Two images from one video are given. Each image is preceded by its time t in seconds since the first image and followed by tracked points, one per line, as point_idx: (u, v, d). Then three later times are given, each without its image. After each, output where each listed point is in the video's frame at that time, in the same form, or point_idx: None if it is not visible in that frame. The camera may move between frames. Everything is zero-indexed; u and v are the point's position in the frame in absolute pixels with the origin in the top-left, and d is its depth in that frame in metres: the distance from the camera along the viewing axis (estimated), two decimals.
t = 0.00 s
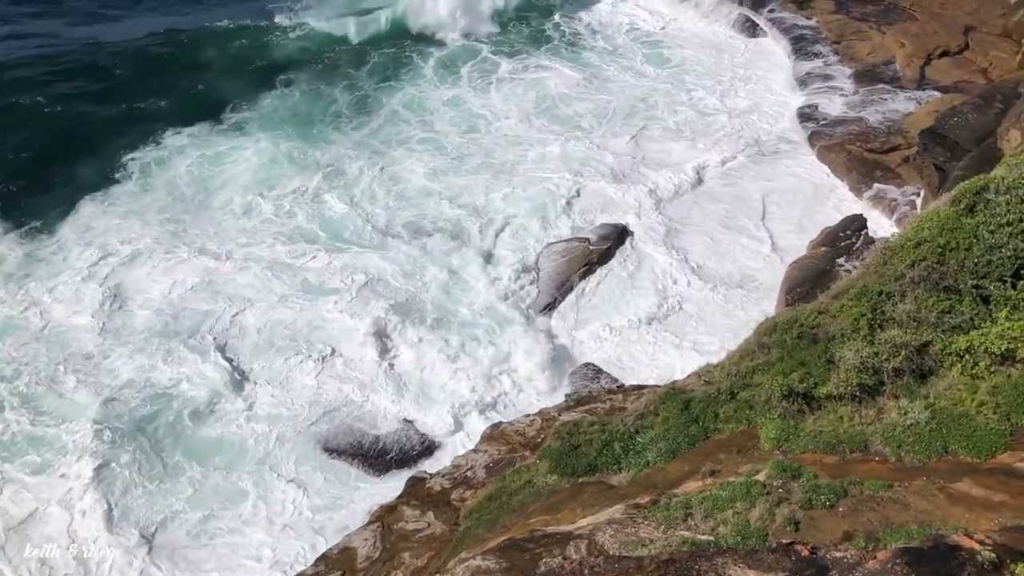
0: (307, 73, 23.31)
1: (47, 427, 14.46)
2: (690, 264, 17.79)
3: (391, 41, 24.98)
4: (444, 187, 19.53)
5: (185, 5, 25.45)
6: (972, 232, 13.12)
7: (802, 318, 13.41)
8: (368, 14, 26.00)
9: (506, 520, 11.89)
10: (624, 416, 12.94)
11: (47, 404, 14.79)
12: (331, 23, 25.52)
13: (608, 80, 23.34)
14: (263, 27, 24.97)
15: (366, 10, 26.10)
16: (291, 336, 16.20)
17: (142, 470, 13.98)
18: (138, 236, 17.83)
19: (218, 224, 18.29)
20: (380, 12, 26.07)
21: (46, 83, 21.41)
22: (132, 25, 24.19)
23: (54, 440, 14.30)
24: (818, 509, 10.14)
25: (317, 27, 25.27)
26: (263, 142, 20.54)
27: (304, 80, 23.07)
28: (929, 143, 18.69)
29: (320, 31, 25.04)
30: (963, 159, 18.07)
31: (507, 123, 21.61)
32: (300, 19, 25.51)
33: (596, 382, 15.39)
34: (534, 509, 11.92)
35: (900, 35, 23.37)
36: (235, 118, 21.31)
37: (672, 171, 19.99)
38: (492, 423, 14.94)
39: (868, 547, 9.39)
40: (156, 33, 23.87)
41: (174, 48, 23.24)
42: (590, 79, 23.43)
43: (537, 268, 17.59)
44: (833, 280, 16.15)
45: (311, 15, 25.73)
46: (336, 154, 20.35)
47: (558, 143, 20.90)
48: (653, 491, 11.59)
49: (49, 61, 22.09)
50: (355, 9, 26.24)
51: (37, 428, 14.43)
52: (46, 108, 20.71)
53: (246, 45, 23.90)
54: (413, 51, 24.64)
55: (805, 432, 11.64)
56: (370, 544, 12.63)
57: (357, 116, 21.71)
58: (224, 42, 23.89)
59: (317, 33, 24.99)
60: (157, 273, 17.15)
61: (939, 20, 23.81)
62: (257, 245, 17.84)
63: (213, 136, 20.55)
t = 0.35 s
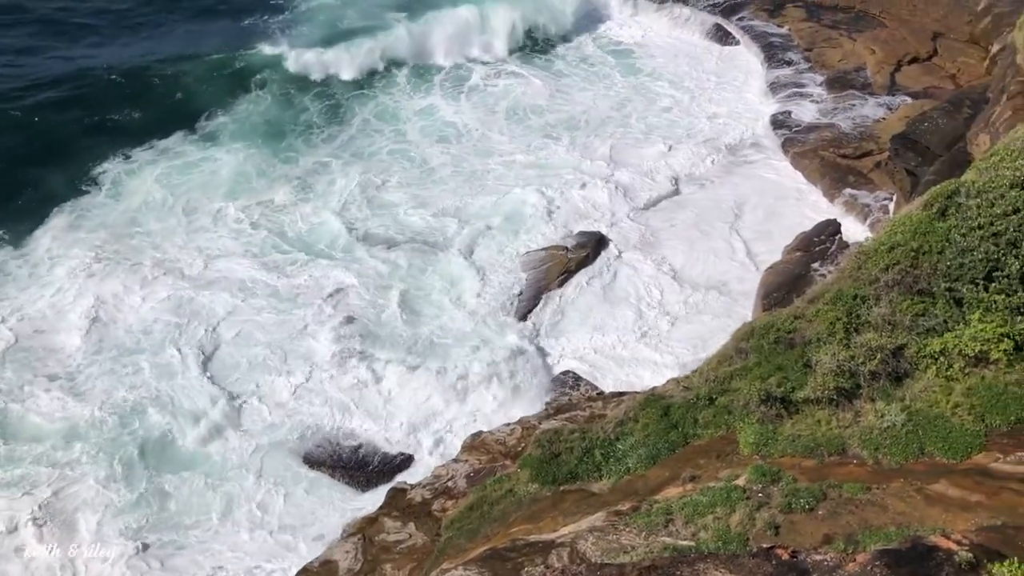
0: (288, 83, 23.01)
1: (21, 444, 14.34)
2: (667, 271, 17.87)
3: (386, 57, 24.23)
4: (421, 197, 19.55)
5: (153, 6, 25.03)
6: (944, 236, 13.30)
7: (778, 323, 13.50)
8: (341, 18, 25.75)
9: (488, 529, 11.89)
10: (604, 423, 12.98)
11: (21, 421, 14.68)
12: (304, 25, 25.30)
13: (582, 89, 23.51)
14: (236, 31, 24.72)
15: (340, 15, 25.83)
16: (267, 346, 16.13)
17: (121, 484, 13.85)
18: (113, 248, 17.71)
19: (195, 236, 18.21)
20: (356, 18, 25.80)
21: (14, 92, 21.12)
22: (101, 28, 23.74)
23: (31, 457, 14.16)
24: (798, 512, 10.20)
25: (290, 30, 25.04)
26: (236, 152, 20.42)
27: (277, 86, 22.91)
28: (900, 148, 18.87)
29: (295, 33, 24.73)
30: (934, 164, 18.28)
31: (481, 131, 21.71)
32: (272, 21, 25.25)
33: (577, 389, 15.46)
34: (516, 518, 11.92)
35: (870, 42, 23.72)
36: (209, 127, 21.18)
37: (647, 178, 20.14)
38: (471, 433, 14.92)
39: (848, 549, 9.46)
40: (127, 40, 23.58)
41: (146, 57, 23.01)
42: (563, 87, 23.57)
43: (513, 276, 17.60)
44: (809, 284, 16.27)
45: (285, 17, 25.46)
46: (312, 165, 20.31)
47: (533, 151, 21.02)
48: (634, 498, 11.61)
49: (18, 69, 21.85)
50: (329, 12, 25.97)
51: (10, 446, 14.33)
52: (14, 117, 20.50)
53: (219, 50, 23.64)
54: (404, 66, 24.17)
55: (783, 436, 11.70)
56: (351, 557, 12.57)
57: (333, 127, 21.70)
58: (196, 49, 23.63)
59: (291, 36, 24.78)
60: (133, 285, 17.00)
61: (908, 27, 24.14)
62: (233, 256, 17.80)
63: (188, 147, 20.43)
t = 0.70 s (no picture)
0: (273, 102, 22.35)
1: None
2: (643, 276, 17.91)
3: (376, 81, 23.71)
4: (397, 207, 19.54)
5: (123, 13, 24.68)
6: (918, 239, 13.44)
7: (756, 328, 13.55)
8: (314, 23, 25.45)
9: (470, 540, 11.87)
10: (585, 431, 12.98)
11: None
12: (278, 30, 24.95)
13: (556, 98, 23.60)
14: (207, 36, 24.40)
15: (313, 21, 25.51)
16: (244, 358, 16.03)
17: (101, 495, 13.78)
18: (90, 263, 17.58)
19: (171, 248, 18.11)
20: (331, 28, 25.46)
21: None
22: (70, 37, 23.41)
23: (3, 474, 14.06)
24: (779, 517, 10.24)
25: (262, 35, 24.72)
26: (209, 163, 20.28)
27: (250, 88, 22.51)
28: (873, 153, 19.24)
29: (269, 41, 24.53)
30: (907, 168, 18.66)
31: (456, 140, 21.73)
32: (245, 28, 24.90)
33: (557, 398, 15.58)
34: (497, 528, 11.91)
35: (841, 49, 23.99)
36: (183, 138, 20.97)
37: (623, 186, 20.26)
38: (453, 443, 14.89)
39: (829, 553, 9.51)
40: (97, 48, 23.26)
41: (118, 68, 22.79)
42: (537, 96, 23.67)
43: (492, 285, 17.69)
44: (786, 289, 16.34)
45: (257, 24, 25.19)
46: (288, 177, 20.27)
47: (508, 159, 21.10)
48: (615, 506, 11.62)
49: None
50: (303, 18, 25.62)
51: None
52: None
53: (192, 59, 23.39)
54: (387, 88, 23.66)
55: (763, 441, 11.76)
56: (333, 570, 12.50)
57: (307, 136, 21.65)
58: (168, 58, 23.37)
59: (266, 42, 24.47)
60: (110, 300, 16.90)
61: (878, 33, 24.41)
62: (210, 269, 17.72)
63: (162, 160, 20.28)
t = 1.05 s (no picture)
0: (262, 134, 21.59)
1: None
2: (620, 286, 17.97)
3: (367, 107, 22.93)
4: (373, 218, 19.50)
5: (89, 25, 24.35)
6: (891, 245, 13.57)
7: (732, 335, 13.63)
8: (286, 34, 25.15)
9: (451, 552, 11.85)
10: (564, 440, 12.99)
11: None
12: (251, 42, 24.63)
13: (533, 111, 23.56)
14: (177, 46, 24.04)
15: (285, 33, 25.20)
16: (218, 373, 15.87)
17: (72, 513, 13.62)
18: (60, 278, 17.34)
19: (141, 262, 17.96)
20: (309, 45, 24.89)
21: None
22: (36, 51, 23.09)
23: None
24: (758, 523, 10.28)
25: (235, 48, 24.34)
26: (180, 177, 20.08)
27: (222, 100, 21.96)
28: (845, 160, 19.45)
29: (241, 53, 24.19)
30: (877, 175, 18.90)
31: (433, 153, 21.72)
32: (217, 40, 24.49)
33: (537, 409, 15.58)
34: (478, 540, 11.89)
35: (812, 57, 24.21)
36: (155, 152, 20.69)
37: (597, 195, 20.35)
38: (432, 454, 14.84)
39: (808, 558, 9.55)
40: (65, 62, 22.96)
41: (87, 83, 22.57)
42: (511, 106, 23.69)
43: (469, 296, 17.70)
44: (761, 296, 16.44)
45: (231, 35, 24.82)
46: (264, 189, 20.15)
47: (483, 170, 21.11)
48: (596, 515, 11.62)
49: None
50: (275, 30, 25.29)
51: None
52: None
53: (163, 73, 23.13)
54: (377, 114, 22.91)
55: (741, 448, 11.81)
56: None
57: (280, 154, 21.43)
58: (138, 71, 23.10)
59: (239, 56, 24.04)
60: (80, 318, 16.70)
61: (849, 42, 24.69)
62: (184, 287, 17.52)
63: (132, 172, 20.06)
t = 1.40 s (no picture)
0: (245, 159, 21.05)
1: None
2: (599, 296, 18.04)
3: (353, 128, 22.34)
4: (350, 229, 19.44)
5: (61, 39, 24.13)
6: (866, 252, 13.69)
7: (711, 343, 13.71)
8: (261, 49, 25.05)
9: (432, 565, 11.82)
10: (545, 450, 12.99)
11: None
12: (226, 56, 24.50)
13: (511, 122, 23.51)
14: (150, 59, 23.84)
15: (261, 48, 25.08)
16: (196, 386, 15.79)
17: (43, 533, 13.47)
18: (32, 293, 17.14)
19: (115, 276, 17.76)
20: (286, 60, 24.58)
21: None
22: (7, 63, 22.83)
23: None
24: (739, 530, 10.31)
25: (209, 61, 24.17)
26: (153, 191, 19.85)
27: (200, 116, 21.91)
28: (820, 167, 19.43)
29: (216, 66, 23.96)
30: (853, 182, 18.92)
31: (409, 165, 21.73)
32: (192, 53, 24.32)
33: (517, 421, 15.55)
34: (459, 552, 11.85)
35: (787, 67, 24.41)
36: (127, 163, 20.48)
37: (575, 205, 20.42)
38: (413, 466, 14.81)
39: (789, 565, 9.58)
40: (35, 76, 22.69)
41: (60, 97, 22.35)
42: (489, 115, 23.51)
43: (447, 307, 17.72)
44: (739, 304, 16.51)
45: (206, 49, 24.68)
46: (239, 201, 20.07)
47: (461, 182, 21.16)
48: (577, 525, 11.59)
49: None
50: (251, 45, 25.18)
51: None
52: None
53: (137, 87, 22.97)
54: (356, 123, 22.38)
55: (721, 455, 11.85)
56: None
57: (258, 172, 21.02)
58: (111, 86, 22.92)
59: (213, 69, 23.82)
60: (54, 331, 16.52)
61: (822, 50, 24.93)
62: (158, 299, 17.39)
63: (105, 185, 19.89)
